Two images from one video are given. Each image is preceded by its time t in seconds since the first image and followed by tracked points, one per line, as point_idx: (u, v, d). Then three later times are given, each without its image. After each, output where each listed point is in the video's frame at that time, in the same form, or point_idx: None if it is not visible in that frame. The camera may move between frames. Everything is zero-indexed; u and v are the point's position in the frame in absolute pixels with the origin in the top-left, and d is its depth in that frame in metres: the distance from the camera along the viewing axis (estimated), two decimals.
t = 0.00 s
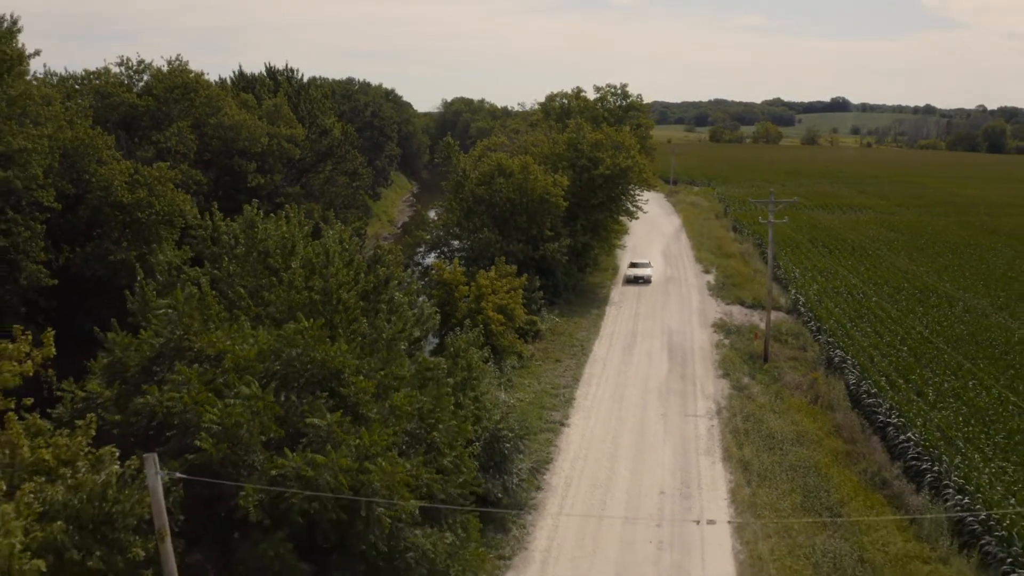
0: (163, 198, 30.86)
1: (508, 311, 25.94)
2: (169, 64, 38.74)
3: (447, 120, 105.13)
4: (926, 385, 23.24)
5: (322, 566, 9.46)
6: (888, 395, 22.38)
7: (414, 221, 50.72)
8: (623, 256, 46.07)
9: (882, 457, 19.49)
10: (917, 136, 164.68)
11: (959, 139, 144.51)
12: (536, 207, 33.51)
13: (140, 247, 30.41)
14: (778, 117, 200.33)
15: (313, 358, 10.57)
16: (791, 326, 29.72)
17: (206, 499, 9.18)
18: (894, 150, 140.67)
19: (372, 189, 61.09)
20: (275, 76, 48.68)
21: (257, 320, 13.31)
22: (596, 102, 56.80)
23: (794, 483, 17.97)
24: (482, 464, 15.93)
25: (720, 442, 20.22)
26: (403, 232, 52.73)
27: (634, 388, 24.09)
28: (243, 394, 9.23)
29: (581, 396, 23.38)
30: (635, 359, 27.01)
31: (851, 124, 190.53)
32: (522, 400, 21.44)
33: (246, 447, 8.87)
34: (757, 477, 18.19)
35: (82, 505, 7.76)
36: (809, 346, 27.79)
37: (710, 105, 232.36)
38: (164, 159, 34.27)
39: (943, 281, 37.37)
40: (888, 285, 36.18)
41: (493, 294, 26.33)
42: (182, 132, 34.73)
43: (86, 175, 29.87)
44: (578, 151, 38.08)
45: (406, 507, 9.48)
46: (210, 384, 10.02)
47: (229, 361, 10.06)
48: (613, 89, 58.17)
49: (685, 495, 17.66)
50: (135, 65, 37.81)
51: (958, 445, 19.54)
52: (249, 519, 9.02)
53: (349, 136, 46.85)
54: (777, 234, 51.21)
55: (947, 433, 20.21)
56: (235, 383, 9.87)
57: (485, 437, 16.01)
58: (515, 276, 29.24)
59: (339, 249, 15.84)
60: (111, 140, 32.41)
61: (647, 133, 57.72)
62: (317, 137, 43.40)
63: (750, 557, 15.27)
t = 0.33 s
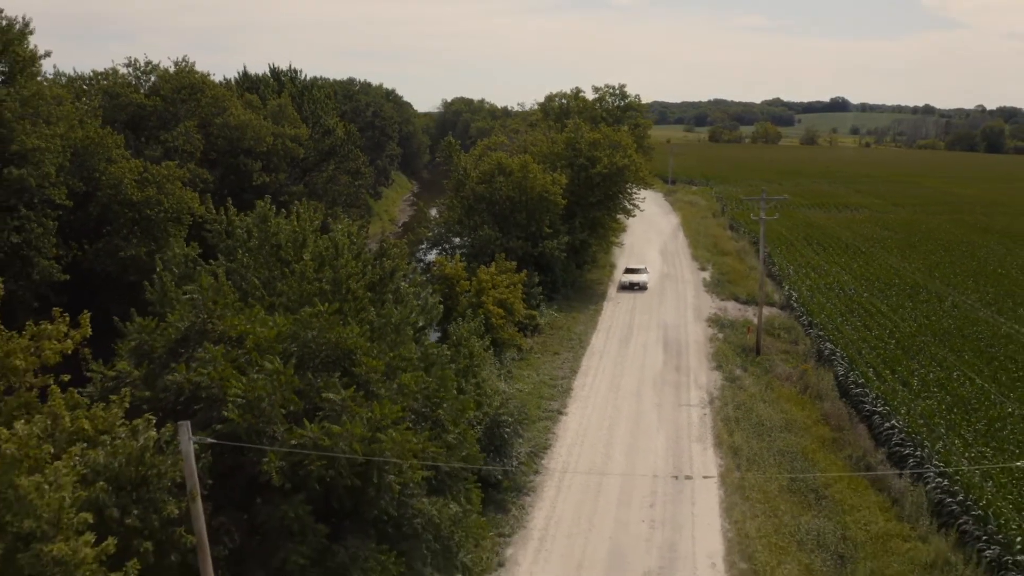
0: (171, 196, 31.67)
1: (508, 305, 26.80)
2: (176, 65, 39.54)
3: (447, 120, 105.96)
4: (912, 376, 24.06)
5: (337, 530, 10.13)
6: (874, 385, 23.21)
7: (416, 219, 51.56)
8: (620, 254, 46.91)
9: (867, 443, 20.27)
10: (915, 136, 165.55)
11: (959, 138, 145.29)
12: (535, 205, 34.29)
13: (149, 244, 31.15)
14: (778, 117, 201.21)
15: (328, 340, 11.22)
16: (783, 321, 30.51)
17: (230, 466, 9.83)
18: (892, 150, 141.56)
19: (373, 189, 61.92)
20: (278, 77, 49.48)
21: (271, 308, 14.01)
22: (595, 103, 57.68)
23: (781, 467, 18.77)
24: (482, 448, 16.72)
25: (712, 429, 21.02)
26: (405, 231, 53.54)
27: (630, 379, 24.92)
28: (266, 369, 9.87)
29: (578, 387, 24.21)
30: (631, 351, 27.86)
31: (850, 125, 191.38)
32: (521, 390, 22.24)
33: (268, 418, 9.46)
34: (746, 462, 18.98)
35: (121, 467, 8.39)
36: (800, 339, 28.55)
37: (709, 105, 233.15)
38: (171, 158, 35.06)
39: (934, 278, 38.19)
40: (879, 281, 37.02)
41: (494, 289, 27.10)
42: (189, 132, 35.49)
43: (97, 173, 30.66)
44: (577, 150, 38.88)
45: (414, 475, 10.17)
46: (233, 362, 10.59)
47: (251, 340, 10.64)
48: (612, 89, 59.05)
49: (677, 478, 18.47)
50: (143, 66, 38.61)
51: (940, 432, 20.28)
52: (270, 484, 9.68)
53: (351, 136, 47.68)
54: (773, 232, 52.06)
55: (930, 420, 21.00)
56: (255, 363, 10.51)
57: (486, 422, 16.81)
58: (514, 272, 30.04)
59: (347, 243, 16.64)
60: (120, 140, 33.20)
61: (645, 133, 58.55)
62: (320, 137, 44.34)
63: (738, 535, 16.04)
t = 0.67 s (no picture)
0: (180, 194, 32.55)
1: (507, 299, 27.57)
2: (182, 66, 40.35)
3: (447, 120, 106.76)
4: (898, 367, 24.88)
5: (349, 499, 10.94)
6: (861, 376, 24.04)
7: (416, 218, 52.36)
8: (619, 251, 47.73)
9: (853, 430, 21.09)
10: (913, 136, 166.42)
11: (957, 138, 146.22)
12: (534, 203, 35.10)
13: (158, 242, 31.97)
14: (777, 117, 202.12)
15: (339, 324, 11.98)
16: (776, 316, 31.32)
17: (252, 439, 10.63)
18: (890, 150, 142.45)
19: (375, 188, 62.74)
20: (281, 78, 50.26)
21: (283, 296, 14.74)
22: (593, 103, 58.52)
23: (770, 452, 19.56)
24: (483, 431, 17.55)
25: (704, 418, 21.84)
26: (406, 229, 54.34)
27: (625, 371, 25.75)
28: (284, 349, 10.70)
29: (576, 378, 25.06)
30: (627, 345, 28.71)
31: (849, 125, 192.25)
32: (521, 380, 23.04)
33: (287, 394, 10.31)
34: (736, 447, 19.80)
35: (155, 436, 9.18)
36: (792, 333, 29.33)
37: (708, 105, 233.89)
38: (179, 157, 35.86)
39: (925, 275, 39.03)
40: (871, 278, 37.88)
41: (494, 284, 27.89)
42: (196, 132, 36.28)
43: (107, 172, 31.44)
44: (575, 150, 39.70)
45: (420, 448, 11.00)
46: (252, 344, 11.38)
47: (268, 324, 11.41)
48: (610, 90, 59.93)
49: (669, 462, 19.31)
50: (150, 67, 39.42)
51: (924, 419, 21.07)
52: (289, 454, 10.51)
53: (353, 136, 48.50)
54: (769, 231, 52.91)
55: (913, 409, 21.80)
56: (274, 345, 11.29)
57: (487, 409, 17.65)
58: (514, 269, 30.84)
59: (354, 237, 17.46)
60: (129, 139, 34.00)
61: (643, 133, 59.38)
62: (323, 137, 45.17)
63: (726, 515, 16.84)
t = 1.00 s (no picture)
0: (188, 191, 33.39)
1: (507, 294, 28.39)
2: (189, 67, 41.20)
3: (447, 120, 107.65)
4: (885, 358, 25.74)
5: (360, 472, 11.80)
6: (848, 367, 24.91)
7: (417, 216, 53.38)
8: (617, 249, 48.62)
9: (839, 417, 21.94)
10: (911, 136, 167.37)
11: (955, 139, 147.15)
12: (533, 201, 35.97)
13: (166, 238, 32.85)
14: (776, 117, 203.12)
15: (351, 310, 12.83)
16: (769, 310, 32.15)
17: (270, 416, 11.49)
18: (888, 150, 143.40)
19: (377, 187, 63.61)
20: (284, 78, 51.22)
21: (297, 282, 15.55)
22: (592, 103, 59.40)
23: (758, 438, 20.40)
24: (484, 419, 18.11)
25: (696, 407, 22.71)
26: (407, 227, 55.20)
27: (621, 363, 26.62)
28: (300, 332, 11.55)
29: (573, 369, 25.97)
30: (623, 338, 29.60)
31: (847, 125, 193.14)
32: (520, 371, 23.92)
33: (303, 373, 11.19)
34: (726, 434, 20.65)
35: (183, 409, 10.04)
36: (783, 327, 30.16)
37: (707, 106, 234.91)
38: (186, 157, 36.71)
39: (915, 271, 39.91)
40: (863, 274, 38.78)
41: (493, 280, 28.74)
42: (202, 131, 37.12)
43: (116, 170, 32.26)
44: (573, 149, 40.59)
45: (425, 424, 11.87)
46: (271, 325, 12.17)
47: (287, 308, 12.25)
48: (608, 90, 60.83)
49: (662, 447, 20.18)
50: (157, 68, 40.28)
51: (908, 408, 21.90)
52: (304, 428, 11.37)
53: (355, 136, 49.39)
54: (764, 229, 53.81)
55: (897, 397, 22.66)
56: (290, 328, 12.14)
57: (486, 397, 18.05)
58: (513, 265, 31.68)
59: (362, 231, 18.32)
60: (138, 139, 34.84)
61: (641, 133, 60.28)
62: (326, 137, 46.09)
63: (715, 496, 17.68)
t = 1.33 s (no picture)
0: (195, 189, 34.21)
1: (506, 289, 29.21)
2: (194, 68, 42.08)
3: (448, 120, 108.57)
4: (873, 350, 26.61)
5: (369, 448, 12.69)
6: (837, 358, 25.77)
7: (419, 214, 54.28)
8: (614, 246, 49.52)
9: (826, 405, 22.81)
10: (910, 136, 168.32)
11: (953, 138, 148.06)
12: (532, 199, 36.81)
13: (175, 236, 33.71)
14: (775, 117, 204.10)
15: (360, 297, 13.68)
16: (762, 306, 33.03)
17: (286, 395, 12.38)
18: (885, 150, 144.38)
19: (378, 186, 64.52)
20: (288, 78, 52.13)
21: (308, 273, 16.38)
22: (590, 104, 60.29)
23: (747, 425, 21.26)
24: (485, 406, 18.80)
25: (689, 396, 23.58)
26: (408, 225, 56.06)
27: (618, 355, 27.50)
28: (314, 318, 12.42)
29: (571, 361, 26.88)
30: (620, 332, 30.49)
31: (846, 125, 194.10)
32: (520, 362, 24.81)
33: (317, 355, 11.99)
34: (717, 421, 21.52)
35: (208, 385, 10.92)
36: (775, 321, 31.00)
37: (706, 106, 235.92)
38: (192, 156, 37.55)
39: (907, 268, 40.78)
40: (855, 271, 39.68)
41: (494, 275, 29.57)
42: (208, 131, 37.96)
43: (125, 169, 33.02)
44: (572, 148, 41.51)
45: (430, 404, 12.74)
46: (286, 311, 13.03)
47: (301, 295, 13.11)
48: (607, 90, 61.79)
49: (655, 434, 21.05)
50: (163, 69, 41.18)
51: (892, 396, 22.73)
52: (319, 407, 12.28)
53: (357, 136, 50.30)
54: (760, 227, 54.72)
55: (882, 387, 23.53)
56: (304, 313, 13.00)
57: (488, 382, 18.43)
58: (513, 261, 32.51)
59: (368, 226, 19.18)
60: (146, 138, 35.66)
61: (639, 133, 61.20)
62: (329, 137, 47.08)
63: (705, 478, 18.55)
